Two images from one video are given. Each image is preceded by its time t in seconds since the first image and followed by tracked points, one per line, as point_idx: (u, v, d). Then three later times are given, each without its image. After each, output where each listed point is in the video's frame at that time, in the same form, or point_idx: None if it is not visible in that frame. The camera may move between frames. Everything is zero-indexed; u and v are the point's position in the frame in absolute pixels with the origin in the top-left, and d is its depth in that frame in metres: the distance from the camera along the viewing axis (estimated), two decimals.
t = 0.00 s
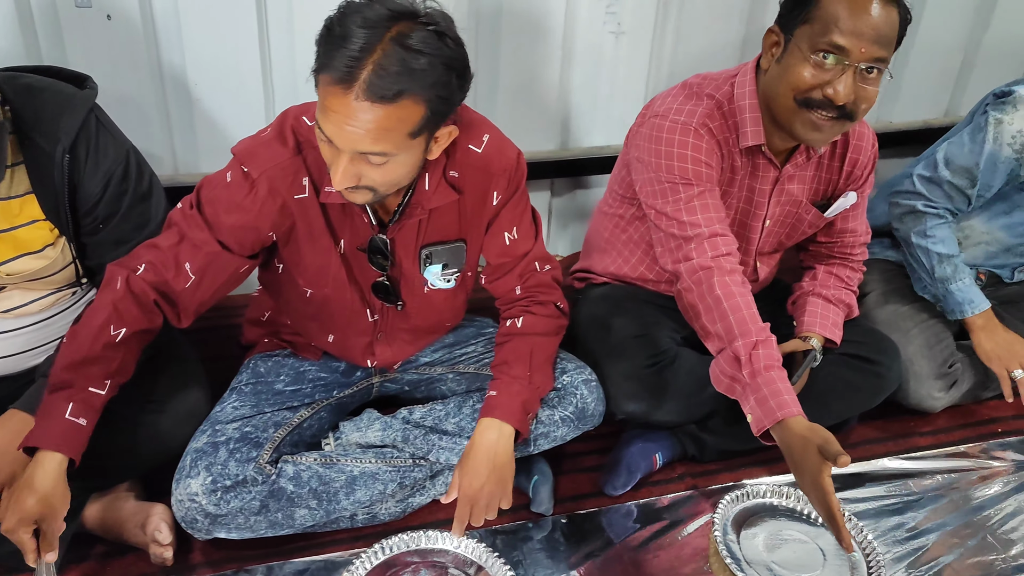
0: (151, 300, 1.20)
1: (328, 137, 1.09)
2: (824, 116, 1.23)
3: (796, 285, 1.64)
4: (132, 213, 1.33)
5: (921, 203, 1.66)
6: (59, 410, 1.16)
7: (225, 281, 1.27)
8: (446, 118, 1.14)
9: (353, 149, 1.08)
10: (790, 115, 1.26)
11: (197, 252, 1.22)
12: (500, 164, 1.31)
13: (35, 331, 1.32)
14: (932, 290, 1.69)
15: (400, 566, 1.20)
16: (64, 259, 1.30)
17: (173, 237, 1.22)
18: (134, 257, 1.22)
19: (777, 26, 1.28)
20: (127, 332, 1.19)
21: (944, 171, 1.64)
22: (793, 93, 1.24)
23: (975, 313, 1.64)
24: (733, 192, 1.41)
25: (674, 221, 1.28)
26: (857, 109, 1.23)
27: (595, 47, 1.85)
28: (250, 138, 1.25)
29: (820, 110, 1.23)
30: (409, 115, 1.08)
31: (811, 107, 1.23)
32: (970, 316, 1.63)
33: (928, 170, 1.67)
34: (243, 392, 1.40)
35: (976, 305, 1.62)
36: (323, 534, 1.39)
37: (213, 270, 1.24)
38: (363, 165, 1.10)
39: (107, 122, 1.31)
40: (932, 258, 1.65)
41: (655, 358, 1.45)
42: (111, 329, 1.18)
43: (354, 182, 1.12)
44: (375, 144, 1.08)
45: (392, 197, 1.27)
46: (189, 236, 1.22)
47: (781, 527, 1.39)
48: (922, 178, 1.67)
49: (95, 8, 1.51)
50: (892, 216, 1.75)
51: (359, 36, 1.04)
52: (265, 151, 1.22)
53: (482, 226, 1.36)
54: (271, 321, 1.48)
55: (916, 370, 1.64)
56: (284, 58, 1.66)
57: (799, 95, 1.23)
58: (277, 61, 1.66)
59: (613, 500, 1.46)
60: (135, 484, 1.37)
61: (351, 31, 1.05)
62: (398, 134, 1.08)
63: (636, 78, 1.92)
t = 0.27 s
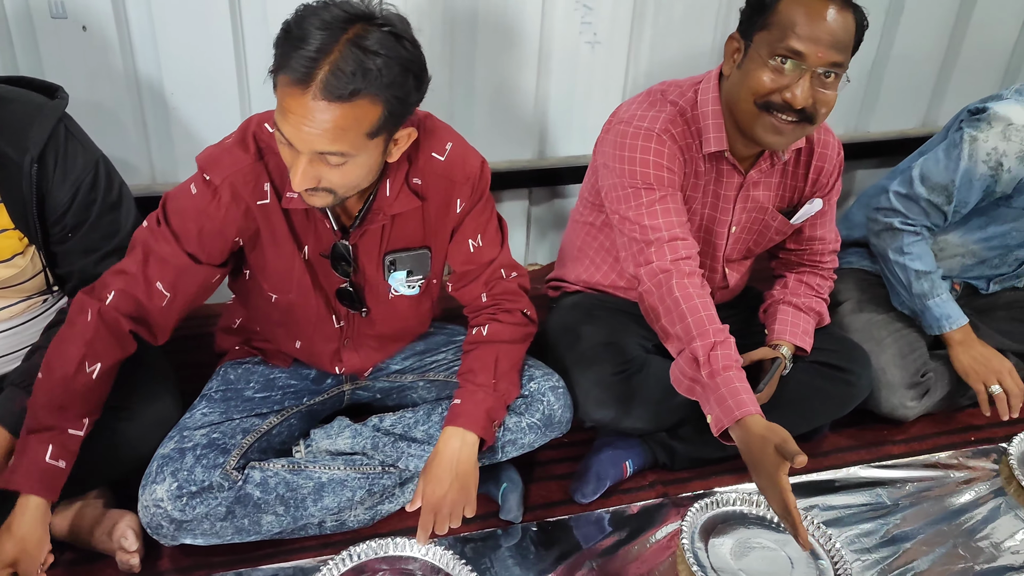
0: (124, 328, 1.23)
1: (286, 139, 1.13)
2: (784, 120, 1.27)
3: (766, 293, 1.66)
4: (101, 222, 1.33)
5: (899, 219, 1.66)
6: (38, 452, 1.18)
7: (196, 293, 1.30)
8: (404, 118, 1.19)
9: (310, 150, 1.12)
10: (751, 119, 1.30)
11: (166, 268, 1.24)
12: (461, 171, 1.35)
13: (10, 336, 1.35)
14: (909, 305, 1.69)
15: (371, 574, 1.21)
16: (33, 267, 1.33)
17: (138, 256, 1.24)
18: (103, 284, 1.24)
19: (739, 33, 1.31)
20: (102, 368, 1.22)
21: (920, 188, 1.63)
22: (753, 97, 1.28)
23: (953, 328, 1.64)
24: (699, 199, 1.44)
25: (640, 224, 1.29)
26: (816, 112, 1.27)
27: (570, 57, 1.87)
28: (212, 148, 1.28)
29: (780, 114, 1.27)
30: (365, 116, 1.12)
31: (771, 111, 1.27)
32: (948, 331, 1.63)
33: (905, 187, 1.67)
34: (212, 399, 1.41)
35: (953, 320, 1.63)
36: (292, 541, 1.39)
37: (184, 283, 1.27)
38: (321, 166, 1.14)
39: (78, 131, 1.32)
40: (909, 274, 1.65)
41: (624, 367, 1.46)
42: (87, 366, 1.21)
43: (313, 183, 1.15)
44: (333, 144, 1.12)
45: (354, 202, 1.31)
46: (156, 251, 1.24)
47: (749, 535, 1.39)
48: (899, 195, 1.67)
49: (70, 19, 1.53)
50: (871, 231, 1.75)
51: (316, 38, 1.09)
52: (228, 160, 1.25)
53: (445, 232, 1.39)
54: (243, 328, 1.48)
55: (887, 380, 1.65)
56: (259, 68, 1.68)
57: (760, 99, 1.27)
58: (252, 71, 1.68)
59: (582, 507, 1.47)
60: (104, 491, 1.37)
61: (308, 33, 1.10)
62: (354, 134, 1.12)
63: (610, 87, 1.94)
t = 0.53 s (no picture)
0: (108, 348, 1.25)
1: (245, 151, 1.15)
2: (741, 123, 1.30)
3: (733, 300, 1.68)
4: (63, 229, 1.37)
5: (863, 225, 1.69)
6: (33, 470, 1.18)
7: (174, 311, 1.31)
8: (363, 127, 1.21)
9: (269, 160, 1.14)
10: (708, 124, 1.33)
11: (141, 289, 1.25)
12: (425, 180, 1.38)
13: None
14: (874, 313, 1.73)
15: None
16: None
17: (112, 280, 1.26)
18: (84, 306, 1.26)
19: (696, 40, 1.35)
20: (89, 386, 1.23)
21: (884, 196, 1.65)
22: (710, 102, 1.31)
23: (914, 335, 1.70)
24: (662, 206, 1.46)
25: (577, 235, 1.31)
26: (772, 116, 1.30)
27: (542, 66, 1.89)
28: (176, 163, 1.28)
29: (736, 117, 1.30)
30: (322, 126, 1.15)
31: (727, 114, 1.30)
32: (909, 338, 1.69)
33: (870, 194, 1.69)
34: (179, 408, 1.42)
35: (915, 328, 1.68)
36: (258, 548, 1.40)
37: (161, 302, 1.28)
38: (281, 176, 1.16)
39: (42, 141, 1.36)
40: (872, 281, 1.69)
41: (589, 375, 1.47)
42: (73, 385, 1.21)
43: (274, 193, 1.18)
44: (291, 154, 1.14)
45: (319, 210, 1.34)
46: (127, 272, 1.25)
47: (715, 541, 1.39)
48: (864, 202, 1.69)
49: (40, 32, 1.55)
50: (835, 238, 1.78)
51: (271, 51, 1.12)
52: (191, 172, 1.26)
53: (410, 240, 1.41)
54: (211, 338, 1.49)
55: (853, 387, 1.67)
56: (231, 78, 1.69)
57: (715, 104, 1.31)
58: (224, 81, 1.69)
59: (549, 514, 1.47)
60: (70, 500, 1.37)
61: (264, 47, 1.13)
62: (312, 144, 1.15)
63: (581, 95, 1.96)
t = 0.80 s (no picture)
0: (65, 343, 1.27)
1: (206, 158, 1.11)
2: (699, 138, 1.32)
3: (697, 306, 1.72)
4: (22, 235, 1.39)
5: (831, 233, 1.69)
6: None
7: (131, 316, 1.32)
8: (326, 137, 1.19)
9: (230, 169, 1.10)
10: (667, 137, 1.33)
11: (98, 292, 1.27)
12: (390, 188, 1.38)
13: None
14: (839, 319, 1.73)
15: None
16: None
17: (72, 281, 1.27)
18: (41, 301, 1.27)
19: (647, 51, 1.35)
20: (42, 376, 1.25)
21: (853, 205, 1.66)
22: (669, 118, 1.31)
23: (879, 343, 1.70)
24: (616, 212, 1.54)
25: (514, 238, 1.48)
26: (729, 129, 1.32)
27: (510, 75, 1.91)
28: (137, 168, 1.28)
29: (695, 131, 1.31)
30: (284, 136, 1.11)
31: (687, 129, 1.31)
32: (873, 346, 1.69)
33: (839, 202, 1.69)
34: (142, 418, 1.42)
35: (879, 335, 1.69)
36: (220, 557, 1.40)
37: (117, 305, 1.29)
38: (242, 184, 1.12)
39: None
40: (838, 289, 1.69)
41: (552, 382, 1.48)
42: (26, 374, 1.23)
43: (235, 201, 1.14)
44: (251, 163, 1.10)
45: (282, 218, 1.33)
46: (85, 275, 1.26)
47: (679, 546, 1.39)
48: (832, 209, 1.69)
49: (5, 42, 1.55)
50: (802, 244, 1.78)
51: (233, 60, 1.08)
52: (152, 179, 1.25)
53: (375, 248, 1.41)
54: (175, 347, 1.50)
55: (818, 391, 1.68)
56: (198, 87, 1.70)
57: (675, 119, 1.31)
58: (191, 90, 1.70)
59: (512, 520, 1.48)
60: (30, 510, 1.36)
61: (226, 54, 1.09)
62: (274, 154, 1.11)
63: (550, 103, 1.98)
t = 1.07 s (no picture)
0: (33, 347, 1.26)
1: (170, 168, 1.10)
2: (655, 144, 1.37)
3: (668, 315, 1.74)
4: None
5: (813, 242, 1.67)
6: None
7: (96, 325, 1.32)
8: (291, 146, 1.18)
9: (194, 178, 1.09)
10: (624, 145, 1.39)
11: (61, 301, 1.26)
12: (359, 198, 1.38)
13: None
14: (816, 327, 1.72)
15: None
16: None
17: (37, 289, 1.27)
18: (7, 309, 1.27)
19: (602, 62, 1.42)
20: (13, 379, 1.23)
21: (837, 215, 1.64)
22: (624, 126, 1.37)
23: (856, 352, 1.69)
24: (582, 222, 1.56)
25: (482, 252, 1.51)
26: (684, 135, 1.37)
27: (485, 85, 1.91)
28: (104, 178, 1.28)
29: (649, 138, 1.36)
30: (247, 146, 1.11)
31: (642, 136, 1.37)
32: (850, 355, 1.68)
33: (824, 211, 1.67)
34: (111, 429, 1.41)
35: (855, 345, 1.68)
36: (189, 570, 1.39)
37: (81, 314, 1.29)
38: (207, 194, 1.11)
39: None
40: (818, 297, 1.67)
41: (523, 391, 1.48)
42: None
43: (200, 211, 1.13)
44: (216, 172, 1.09)
45: (250, 226, 1.32)
46: (50, 285, 1.26)
47: (652, 555, 1.38)
48: (815, 217, 1.68)
49: None
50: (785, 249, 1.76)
51: (197, 69, 1.08)
52: (116, 189, 1.25)
53: (344, 258, 1.40)
54: (148, 357, 1.49)
55: (793, 400, 1.68)
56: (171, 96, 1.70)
57: (630, 127, 1.37)
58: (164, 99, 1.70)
59: (485, 530, 1.48)
60: None
61: (190, 64, 1.08)
62: (238, 163, 1.11)
63: (526, 112, 1.99)
